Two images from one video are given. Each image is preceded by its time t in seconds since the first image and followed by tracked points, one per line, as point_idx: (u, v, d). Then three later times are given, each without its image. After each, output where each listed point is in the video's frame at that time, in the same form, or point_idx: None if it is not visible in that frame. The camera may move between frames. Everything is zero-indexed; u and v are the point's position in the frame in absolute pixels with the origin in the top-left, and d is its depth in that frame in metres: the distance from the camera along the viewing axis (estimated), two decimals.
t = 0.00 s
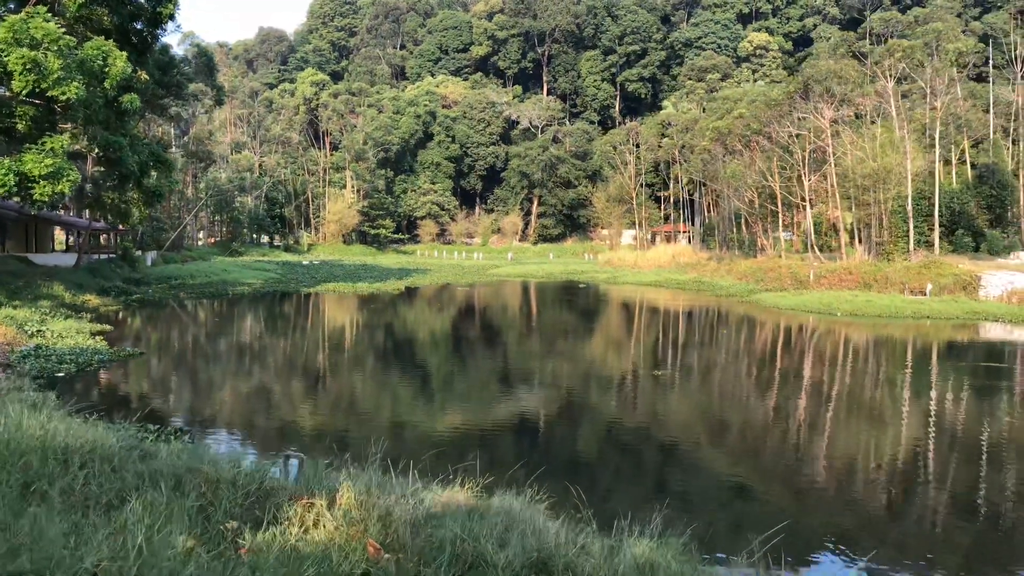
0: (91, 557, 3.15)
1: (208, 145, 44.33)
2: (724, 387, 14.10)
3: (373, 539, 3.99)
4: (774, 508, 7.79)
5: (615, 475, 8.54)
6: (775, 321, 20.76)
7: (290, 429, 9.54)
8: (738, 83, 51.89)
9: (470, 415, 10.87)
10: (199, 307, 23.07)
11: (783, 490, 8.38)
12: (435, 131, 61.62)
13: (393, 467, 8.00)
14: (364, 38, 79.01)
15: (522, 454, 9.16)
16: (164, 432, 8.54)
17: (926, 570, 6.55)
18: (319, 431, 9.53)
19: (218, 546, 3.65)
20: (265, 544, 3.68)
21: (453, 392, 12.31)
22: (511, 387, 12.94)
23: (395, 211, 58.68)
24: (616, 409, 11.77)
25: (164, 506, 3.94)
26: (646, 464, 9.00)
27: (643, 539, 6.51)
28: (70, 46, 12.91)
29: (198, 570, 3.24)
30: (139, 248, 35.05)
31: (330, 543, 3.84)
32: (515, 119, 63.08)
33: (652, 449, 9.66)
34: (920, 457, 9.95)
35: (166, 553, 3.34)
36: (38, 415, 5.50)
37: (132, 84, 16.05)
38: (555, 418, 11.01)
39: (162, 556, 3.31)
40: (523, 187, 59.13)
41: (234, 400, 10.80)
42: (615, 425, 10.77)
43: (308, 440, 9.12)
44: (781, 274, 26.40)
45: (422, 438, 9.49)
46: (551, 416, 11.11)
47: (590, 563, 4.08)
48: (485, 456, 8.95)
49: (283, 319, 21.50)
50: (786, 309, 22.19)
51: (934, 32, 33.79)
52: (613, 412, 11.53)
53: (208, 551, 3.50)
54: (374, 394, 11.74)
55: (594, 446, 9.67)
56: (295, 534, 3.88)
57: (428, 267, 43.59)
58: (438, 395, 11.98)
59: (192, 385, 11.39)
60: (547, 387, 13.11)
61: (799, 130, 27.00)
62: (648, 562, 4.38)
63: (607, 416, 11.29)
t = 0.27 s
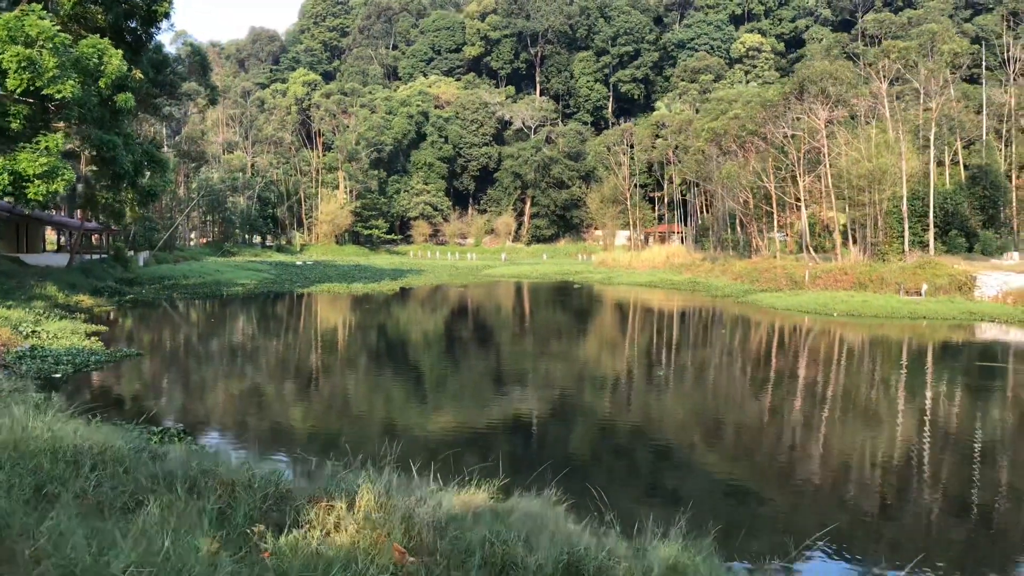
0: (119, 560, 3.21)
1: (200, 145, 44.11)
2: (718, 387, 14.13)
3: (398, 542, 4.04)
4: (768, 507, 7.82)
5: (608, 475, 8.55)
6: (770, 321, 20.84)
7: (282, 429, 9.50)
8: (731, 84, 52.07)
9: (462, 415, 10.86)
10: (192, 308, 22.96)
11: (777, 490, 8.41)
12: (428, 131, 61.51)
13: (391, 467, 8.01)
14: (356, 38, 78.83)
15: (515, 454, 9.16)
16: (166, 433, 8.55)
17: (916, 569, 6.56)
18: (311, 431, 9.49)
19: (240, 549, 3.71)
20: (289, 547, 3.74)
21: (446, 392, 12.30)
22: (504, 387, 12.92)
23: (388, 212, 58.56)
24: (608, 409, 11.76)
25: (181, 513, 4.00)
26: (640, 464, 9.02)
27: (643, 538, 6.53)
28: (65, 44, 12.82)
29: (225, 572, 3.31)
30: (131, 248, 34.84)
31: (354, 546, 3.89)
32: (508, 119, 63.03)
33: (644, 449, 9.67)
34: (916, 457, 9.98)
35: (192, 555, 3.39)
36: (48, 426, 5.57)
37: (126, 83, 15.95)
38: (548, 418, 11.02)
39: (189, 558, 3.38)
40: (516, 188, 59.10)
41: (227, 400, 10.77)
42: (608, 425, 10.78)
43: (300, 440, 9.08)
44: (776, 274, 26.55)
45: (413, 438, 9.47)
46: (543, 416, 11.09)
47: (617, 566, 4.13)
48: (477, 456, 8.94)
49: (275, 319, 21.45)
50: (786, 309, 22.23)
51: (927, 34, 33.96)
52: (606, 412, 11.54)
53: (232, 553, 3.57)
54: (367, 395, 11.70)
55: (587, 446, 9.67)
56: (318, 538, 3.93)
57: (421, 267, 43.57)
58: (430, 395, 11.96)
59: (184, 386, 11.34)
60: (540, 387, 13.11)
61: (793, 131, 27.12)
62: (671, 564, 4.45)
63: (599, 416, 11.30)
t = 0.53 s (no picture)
0: (148, 573, 3.25)
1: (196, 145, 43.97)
2: (718, 387, 14.13)
3: (427, 551, 4.04)
4: (767, 508, 7.82)
5: (605, 474, 8.56)
6: (771, 321, 20.82)
7: (279, 429, 9.47)
8: (729, 84, 52.14)
9: (459, 415, 10.86)
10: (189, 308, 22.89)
11: (776, 489, 8.42)
12: (425, 130, 61.39)
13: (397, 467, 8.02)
14: (352, 37, 78.64)
15: (512, 454, 9.16)
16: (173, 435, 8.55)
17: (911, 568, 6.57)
18: (306, 431, 9.45)
19: (268, 559, 3.74)
20: (318, 556, 3.76)
21: (443, 392, 12.27)
22: (500, 387, 12.90)
23: (385, 211, 58.45)
24: (605, 409, 11.75)
25: (203, 523, 4.04)
26: (638, 464, 9.03)
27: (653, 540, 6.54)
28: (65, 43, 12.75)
29: None
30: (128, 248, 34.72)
31: (385, 554, 3.90)
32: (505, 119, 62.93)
33: (642, 449, 9.67)
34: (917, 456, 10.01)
35: (221, 566, 3.42)
36: (64, 431, 5.61)
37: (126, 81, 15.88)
38: (546, 418, 11.01)
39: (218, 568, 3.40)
40: (514, 187, 59.03)
41: (224, 400, 10.74)
42: (606, 425, 10.77)
43: (297, 440, 9.05)
44: (777, 273, 26.58)
45: (408, 438, 9.45)
46: (540, 416, 11.07)
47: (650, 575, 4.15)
48: (474, 455, 8.94)
49: (271, 319, 21.41)
50: (790, 309, 22.20)
51: (926, 35, 34.00)
52: (603, 413, 11.52)
53: (261, 563, 3.59)
54: (364, 395, 11.67)
55: (584, 446, 9.66)
56: (347, 546, 3.94)
57: (419, 267, 43.47)
58: (425, 395, 11.92)
59: (180, 386, 11.30)
60: (537, 387, 13.10)
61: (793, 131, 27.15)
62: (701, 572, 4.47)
63: (595, 416, 11.28)
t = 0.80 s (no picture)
0: None
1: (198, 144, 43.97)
2: (720, 387, 14.11)
3: (463, 555, 4.05)
4: (770, 508, 7.82)
5: (606, 473, 8.57)
6: (775, 321, 20.79)
7: (279, 429, 9.47)
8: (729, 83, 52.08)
9: (460, 414, 10.87)
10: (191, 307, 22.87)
11: (777, 488, 8.45)
12: (426, 130, 61.35)
13: (408, 468, 8.03)
14: (352, 37, 78.58)
15: (512, 453, 9.17)
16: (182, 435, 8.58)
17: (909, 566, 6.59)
18: (307, 430, 9.47)
19: (303, 562, 3.78)
20: (354, 560, 3.79)
21: (444, 392, 12.26)
22: (502, 387, 12.90)
23: (386, 211, 58.44)
24: (606, 409, 11.74)
25: (231, 531, 4.07)
26: (637, 463, 9.04)
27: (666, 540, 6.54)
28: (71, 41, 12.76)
29: None
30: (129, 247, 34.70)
31: (421, 558, 3.91)
32: (506, 118, 62.88)
33: (642, 448, 9.67)
34: (922, 456, 10.02)
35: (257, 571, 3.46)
36: (84, 435, 5.65)
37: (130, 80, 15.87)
38: (546, 417, 11.02)
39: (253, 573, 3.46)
40: (514, 186, 58.97)
41: (225, 400, 10.75)
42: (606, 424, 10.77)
43: (297, 440, 9.05)
44: (780, 273, 26.67)
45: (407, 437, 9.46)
46: (540, 416, 11.06)
47: None
48: (473, 455, 8.95)
49: (272, 318, 21.42)
50: (794, 309, 22.15)
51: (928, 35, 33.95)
52: (605, 412, 11.52)
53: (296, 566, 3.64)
54: (365, 395, 11.65)
55: (584, 446, 9.66)
56: (382, 550, 3.96)
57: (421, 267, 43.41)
58: (425, 395, 11.91)
59: (181, 386, 11.30)
60: (538, 387, 13.10)
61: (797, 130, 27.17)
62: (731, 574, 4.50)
63: (595, 415, 11.28)
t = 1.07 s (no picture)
0: None
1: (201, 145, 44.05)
2: (724, 387, 14.14)
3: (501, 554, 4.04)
4: (773, 507, 7.87)
5: (610, 474, 8.61)
6: (778, 321, 20.81)
7: (284, 429, 9.53)
8: (731, 84, 52.05)
9: (464, 414, 10.92)
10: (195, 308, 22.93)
11: (780, 488, 8.50)
12: (428, 130, 61.39)
13: (421, 467, 8.07)
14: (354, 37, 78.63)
15: (516, 453, 9.22)
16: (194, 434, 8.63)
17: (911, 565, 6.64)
18: (310, 431, 9.50)
19: (341, 563, 3.82)
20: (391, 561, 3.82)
21: (447, 391, 12.30)
22: (505, 387, 12.94)
23: (388, 211, 58.49)
24: (608, 409, 11.76)
25: (264, 532, 4.13)
26: (640, 463, 9.09)
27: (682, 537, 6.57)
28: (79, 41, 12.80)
29: None
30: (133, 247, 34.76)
31: (458, 558, 3.92)
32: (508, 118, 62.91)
33: (644, 448, 9.72)
34: (926, 455, 10.08)
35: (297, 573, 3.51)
36: (108, 435, 5.72)
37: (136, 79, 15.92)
38: (549, 417, 11.07)
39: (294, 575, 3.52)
40: (516, 187, 58.99)
41: (230, 400, 10.79)
42: (609, 425, 10.81)
43: (301, 440, 9.10)
44: (784, 272, 26.74)
45: (411, 437, 9.51)
46: (542, 416, 11.09)
47: None
48: (477, 455, 8.99)
49: (276, 319, 21.43)
50: (798, 309, 22.22)
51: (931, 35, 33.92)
52: (609, 412, 11.55)
53: (334, 567, 3.69)
54: (368, 395, 11.70)
55: (587, 445, 9.71)
56: (419, 551, 3.98)
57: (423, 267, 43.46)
58: (428, 395, 11.94)
59: (186, 385, 11.34)
60: (541, 387, 13.13)
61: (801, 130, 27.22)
62: None
63: (598, 415, 11.32)
